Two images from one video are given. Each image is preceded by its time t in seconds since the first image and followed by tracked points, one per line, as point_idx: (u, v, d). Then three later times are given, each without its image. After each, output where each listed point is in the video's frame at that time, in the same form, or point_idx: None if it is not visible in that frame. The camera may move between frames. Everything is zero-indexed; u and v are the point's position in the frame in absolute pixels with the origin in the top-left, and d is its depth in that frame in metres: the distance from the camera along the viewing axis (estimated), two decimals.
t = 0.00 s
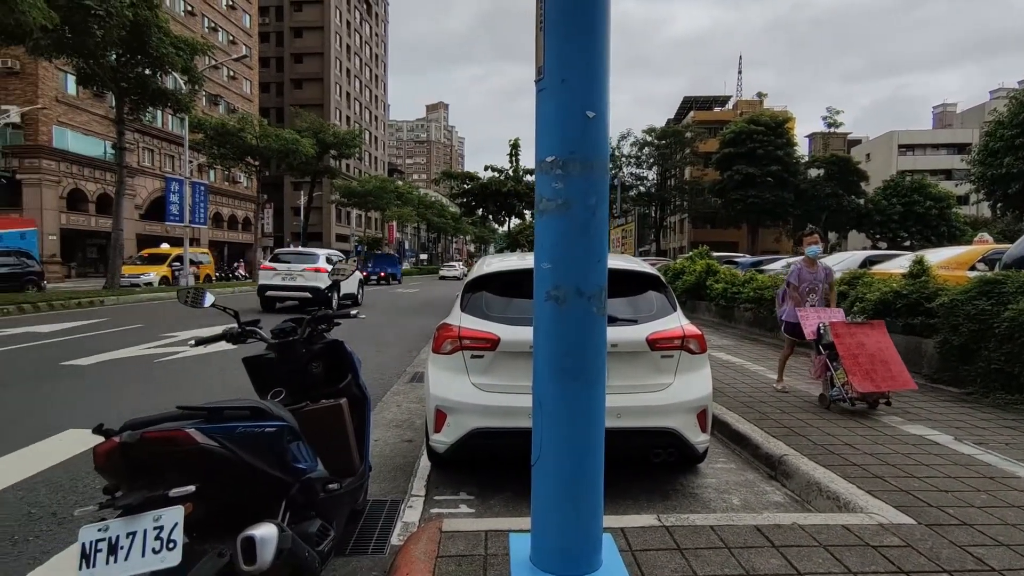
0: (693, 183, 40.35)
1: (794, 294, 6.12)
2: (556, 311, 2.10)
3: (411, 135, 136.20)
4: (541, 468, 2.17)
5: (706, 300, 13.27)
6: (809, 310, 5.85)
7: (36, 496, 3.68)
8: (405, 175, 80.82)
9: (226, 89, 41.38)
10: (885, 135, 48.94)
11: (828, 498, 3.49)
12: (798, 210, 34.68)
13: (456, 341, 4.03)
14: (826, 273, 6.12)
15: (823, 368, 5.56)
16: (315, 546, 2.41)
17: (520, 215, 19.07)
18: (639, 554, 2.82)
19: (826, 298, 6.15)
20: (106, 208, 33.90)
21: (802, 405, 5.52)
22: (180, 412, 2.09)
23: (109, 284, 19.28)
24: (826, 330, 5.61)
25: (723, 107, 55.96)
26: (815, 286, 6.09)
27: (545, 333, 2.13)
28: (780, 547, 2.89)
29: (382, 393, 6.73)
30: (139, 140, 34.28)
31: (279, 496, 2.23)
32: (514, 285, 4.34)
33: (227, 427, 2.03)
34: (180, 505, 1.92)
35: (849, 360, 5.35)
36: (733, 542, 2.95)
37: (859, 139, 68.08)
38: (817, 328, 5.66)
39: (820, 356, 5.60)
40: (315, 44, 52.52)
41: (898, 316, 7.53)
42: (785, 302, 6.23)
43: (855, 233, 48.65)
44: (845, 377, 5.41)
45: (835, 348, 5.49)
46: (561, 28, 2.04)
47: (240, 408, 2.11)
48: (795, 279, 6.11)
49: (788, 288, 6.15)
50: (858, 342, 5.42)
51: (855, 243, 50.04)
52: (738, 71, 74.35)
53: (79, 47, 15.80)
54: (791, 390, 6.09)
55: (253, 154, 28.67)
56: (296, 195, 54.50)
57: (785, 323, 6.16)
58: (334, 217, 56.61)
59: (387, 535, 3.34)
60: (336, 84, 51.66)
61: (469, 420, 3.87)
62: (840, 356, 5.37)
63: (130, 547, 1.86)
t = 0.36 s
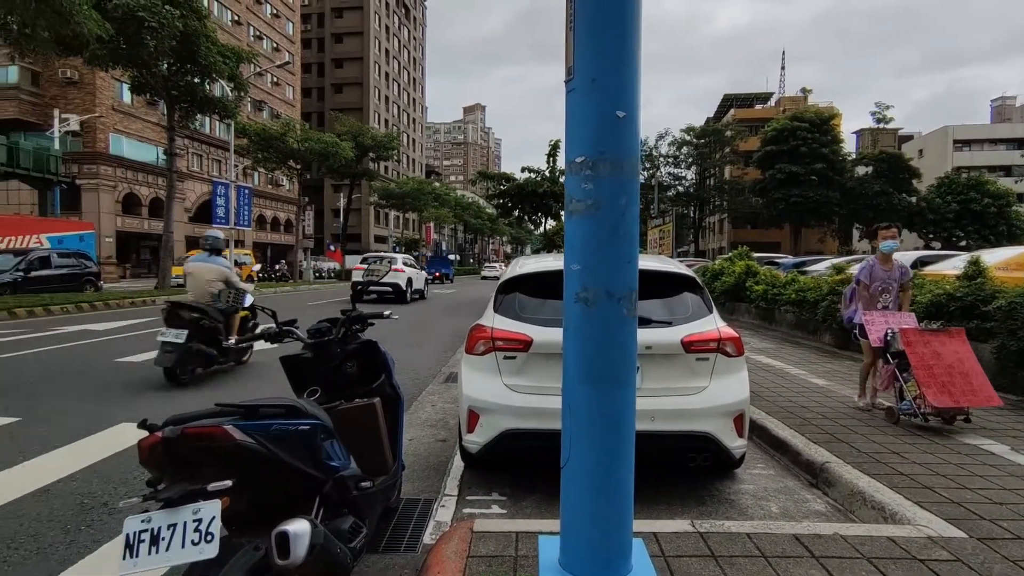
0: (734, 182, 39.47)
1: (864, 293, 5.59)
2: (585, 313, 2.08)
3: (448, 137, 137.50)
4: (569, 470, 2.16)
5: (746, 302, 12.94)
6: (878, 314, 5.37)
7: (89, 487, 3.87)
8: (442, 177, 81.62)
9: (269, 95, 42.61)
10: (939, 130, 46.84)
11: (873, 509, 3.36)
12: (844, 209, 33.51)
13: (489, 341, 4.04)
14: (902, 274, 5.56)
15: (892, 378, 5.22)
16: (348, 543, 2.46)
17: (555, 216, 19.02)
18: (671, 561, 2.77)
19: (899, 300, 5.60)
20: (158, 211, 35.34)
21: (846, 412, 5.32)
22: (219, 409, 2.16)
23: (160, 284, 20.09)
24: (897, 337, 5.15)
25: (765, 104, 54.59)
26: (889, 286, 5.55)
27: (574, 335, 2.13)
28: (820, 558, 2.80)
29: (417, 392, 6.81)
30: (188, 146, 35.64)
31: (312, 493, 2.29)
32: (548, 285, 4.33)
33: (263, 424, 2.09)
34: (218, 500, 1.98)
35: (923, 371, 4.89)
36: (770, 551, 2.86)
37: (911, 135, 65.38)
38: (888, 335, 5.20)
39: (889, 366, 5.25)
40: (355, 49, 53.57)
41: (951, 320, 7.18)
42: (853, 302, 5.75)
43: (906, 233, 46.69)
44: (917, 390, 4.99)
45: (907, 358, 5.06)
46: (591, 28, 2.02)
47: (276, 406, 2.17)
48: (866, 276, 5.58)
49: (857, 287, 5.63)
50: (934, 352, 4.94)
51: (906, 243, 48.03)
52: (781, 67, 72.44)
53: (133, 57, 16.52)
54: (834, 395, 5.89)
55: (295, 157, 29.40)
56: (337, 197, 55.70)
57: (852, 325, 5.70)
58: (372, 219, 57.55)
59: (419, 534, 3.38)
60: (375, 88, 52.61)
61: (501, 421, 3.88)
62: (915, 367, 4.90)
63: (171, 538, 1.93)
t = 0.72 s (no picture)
0: (773, 181, 38.57)
1: (933, 301, 5.14)
2: (614, 314, 2.06)
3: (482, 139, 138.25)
4: (597, 472, 2.14)
5: (785, 304, 12.62)
6: (949, 321, 4.94)
7: (134, 478, 4.03)
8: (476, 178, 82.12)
9: (308, 99, 43.64)
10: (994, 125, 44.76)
11: (918, 519, 3.23)
12: (890, 208, 32.37)
13: (520, 342, 4.05)
14: (976, 276, 5.10)
15: (967, 393, 4.79)
16: (378, 539, 2.49)
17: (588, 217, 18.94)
18: (703, 566, 2.73)
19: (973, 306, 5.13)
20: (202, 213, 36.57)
21: (890, 418, 5.13)
22: (253, 406, 2.22)
23: (204, 284, 20.78)
24: (973, 346, 4.77)
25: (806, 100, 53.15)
26: (962, 291, 5.09)
27: (602, 336, 2.11)
28: (861, 569, 2.70)
29: (448, 392, 6.86)
30: (231, 150, 36.78)
31: (342, 489, 2.33)
32: (579, 286, 4.32)
33: (295, 421, 2.14)
34: (252, 493, 2.03)
35: (1006, 384, 4.53)
36: (807, 560, 2.78)
37: (962, 131, 62.72)
38: (965, 344, 4.81)
39: (963, 379, 4.83)
40: (391, 53, 54.39)
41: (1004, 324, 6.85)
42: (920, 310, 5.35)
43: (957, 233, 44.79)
44: (998, 405, 4.59)
45: (986, 368, 4.69)
46: (620, 26, 2.00)
47: (308, 403, 2.21)
48: (934, 282, 5.15)
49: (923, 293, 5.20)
50: (1018, 362, 4.58)
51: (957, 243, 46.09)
52: (823, 62, 70.46)
53: (179, 65, 17.14)
54: (876, 400, 5.69)
55: (332, 160, 30.01)
56: (373, 199, 56.61)
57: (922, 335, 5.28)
58: (407, 220, 58.25)
59: (449, 533, 3.40)
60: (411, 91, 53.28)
61: (532, 422, 3.87)
62: (997, 380, 4.54)
63: (208, 530, 1.98)
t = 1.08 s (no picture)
0: (809, 180, 37.66)
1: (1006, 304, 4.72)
2: (647, 314, 2.03)
3: (512, 139, 138.37)
4: (630, 474, 2.11)
5: (821, 305, 12.31)
6: None
7: (176, 471, 4.15)
8: (506, 178, 82.20)
9: (341, 101, 44.34)
10: None
11: (964, 529, 3.11)
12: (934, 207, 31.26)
13: (550, 342, 4.04)
14: None
15: None
16: (409, 536, 2.51)
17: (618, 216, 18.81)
18: (737, 572, 2.67)
19: None
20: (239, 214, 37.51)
21: (935, 425, 4.95)
22: (288, 402, 2.26)
23: (240, 282, 21.32)
24: None
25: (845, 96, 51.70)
26: None
27: (633, 337, 2.09)
28: None
29: (478, 391, 6.90)
30: (266, 152, 37.63)
31: (375, 486, 2.36)
32: (610, 285, 4.29)
33: (329, 418, 2.17)
34: (288, 488, 2.07)
35: None
36: (846, 569, 2.71)
37: (1011, 126, 60.15)
38: None
39: None
40: (422, 54, 54.90)
41: None
42: (993, 313, 4.90)
43: (1006, 233, 42.97)
44: None
45: None
46: (655, 23, 1.97)
47: (341, 401, 2.25)
48: (1008, 284, 4.70)
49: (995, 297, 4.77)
50: None
51: (1006, 244, 44.21)
52: (863, 57, 68.43)
53: (218, 70, 17.63)
54: (920, 406, 5.51)
55: (364, 161, 30.39)
56: (403, 199, 57.26)
57: (993, 342, 4.86)
58: (437, 220, 58.68)
59: (479, 532, 3.42)
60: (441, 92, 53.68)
61: (562, 422, 3.86)
62: None
63: (246, 522, 2.03)
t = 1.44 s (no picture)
0: (843, 178, 36.79)
1: None
2: (690, 316, 1.99)
3: (537, 139, 138.14)
4: (672, 478, 2.08)
5: (857, 306, 12.02)
6: None
7: (214, 466, 4.23)
8: (531, 177, 82.12)
9: (368, 102, 44.84)
10: None
11: (1015, 540, 2.99)
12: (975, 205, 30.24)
13: (583, 343, 4.01)
14: None
15: None
16: (447, 536, 2.52)
17: (646, 215, 18.65)
18: None
19: None
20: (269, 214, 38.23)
21: (982, 431, 4.78)
22: (330, 401, 2.28)
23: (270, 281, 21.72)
24: None
25: (881, 92, 50.33)
26: None
27: (677, 339, 2.04)
28: None
29: (507, 391, 6.90)
30: (295, 153, 38.28)
31: (414, 485, 2.37)
32: (643, 286, 4.23)
33: (370, 417, 2.18)
34: (331, 487, 2.09)
35: None
36: None
37: None
38: None
39: None
40: (448, 55, 55.20)
41: None
42: None
43: None
44: None
45: None
46: (700, 19, 1.93)
47: (381, 400, 2.27)
48: None
49: None
50: None
51: None
52: (901, 51, 66.47)
53: (250, 72, 17.98)
54: (966, 411, 5.32)
55: (391, 161, 30.65)
56: (429, 199, 57.68)
57: None
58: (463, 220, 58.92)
59: (513, 532, 3.41)
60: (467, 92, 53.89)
61: (595, 424, 3.83)
62: None
63: (291, 519, 2.05)
